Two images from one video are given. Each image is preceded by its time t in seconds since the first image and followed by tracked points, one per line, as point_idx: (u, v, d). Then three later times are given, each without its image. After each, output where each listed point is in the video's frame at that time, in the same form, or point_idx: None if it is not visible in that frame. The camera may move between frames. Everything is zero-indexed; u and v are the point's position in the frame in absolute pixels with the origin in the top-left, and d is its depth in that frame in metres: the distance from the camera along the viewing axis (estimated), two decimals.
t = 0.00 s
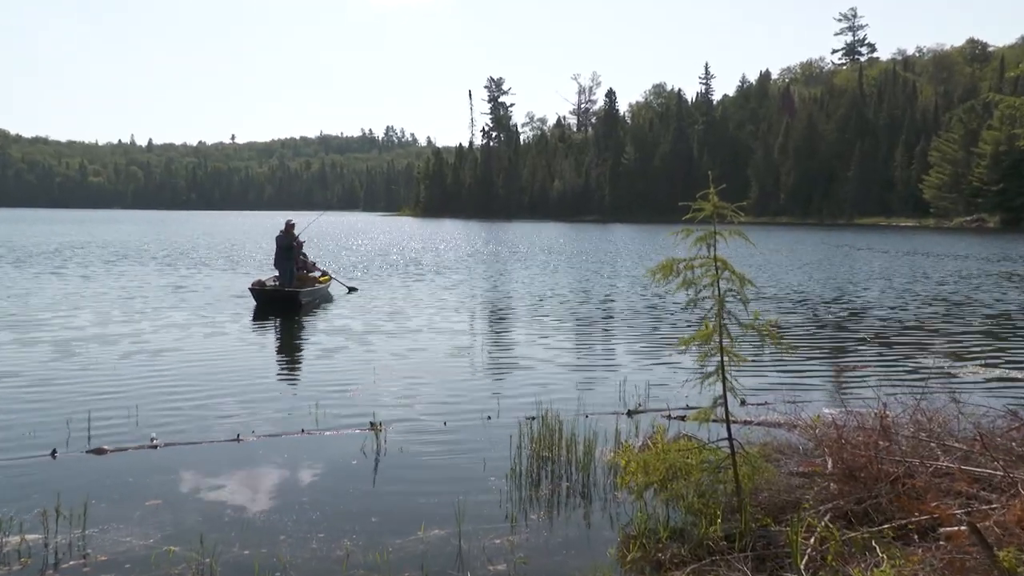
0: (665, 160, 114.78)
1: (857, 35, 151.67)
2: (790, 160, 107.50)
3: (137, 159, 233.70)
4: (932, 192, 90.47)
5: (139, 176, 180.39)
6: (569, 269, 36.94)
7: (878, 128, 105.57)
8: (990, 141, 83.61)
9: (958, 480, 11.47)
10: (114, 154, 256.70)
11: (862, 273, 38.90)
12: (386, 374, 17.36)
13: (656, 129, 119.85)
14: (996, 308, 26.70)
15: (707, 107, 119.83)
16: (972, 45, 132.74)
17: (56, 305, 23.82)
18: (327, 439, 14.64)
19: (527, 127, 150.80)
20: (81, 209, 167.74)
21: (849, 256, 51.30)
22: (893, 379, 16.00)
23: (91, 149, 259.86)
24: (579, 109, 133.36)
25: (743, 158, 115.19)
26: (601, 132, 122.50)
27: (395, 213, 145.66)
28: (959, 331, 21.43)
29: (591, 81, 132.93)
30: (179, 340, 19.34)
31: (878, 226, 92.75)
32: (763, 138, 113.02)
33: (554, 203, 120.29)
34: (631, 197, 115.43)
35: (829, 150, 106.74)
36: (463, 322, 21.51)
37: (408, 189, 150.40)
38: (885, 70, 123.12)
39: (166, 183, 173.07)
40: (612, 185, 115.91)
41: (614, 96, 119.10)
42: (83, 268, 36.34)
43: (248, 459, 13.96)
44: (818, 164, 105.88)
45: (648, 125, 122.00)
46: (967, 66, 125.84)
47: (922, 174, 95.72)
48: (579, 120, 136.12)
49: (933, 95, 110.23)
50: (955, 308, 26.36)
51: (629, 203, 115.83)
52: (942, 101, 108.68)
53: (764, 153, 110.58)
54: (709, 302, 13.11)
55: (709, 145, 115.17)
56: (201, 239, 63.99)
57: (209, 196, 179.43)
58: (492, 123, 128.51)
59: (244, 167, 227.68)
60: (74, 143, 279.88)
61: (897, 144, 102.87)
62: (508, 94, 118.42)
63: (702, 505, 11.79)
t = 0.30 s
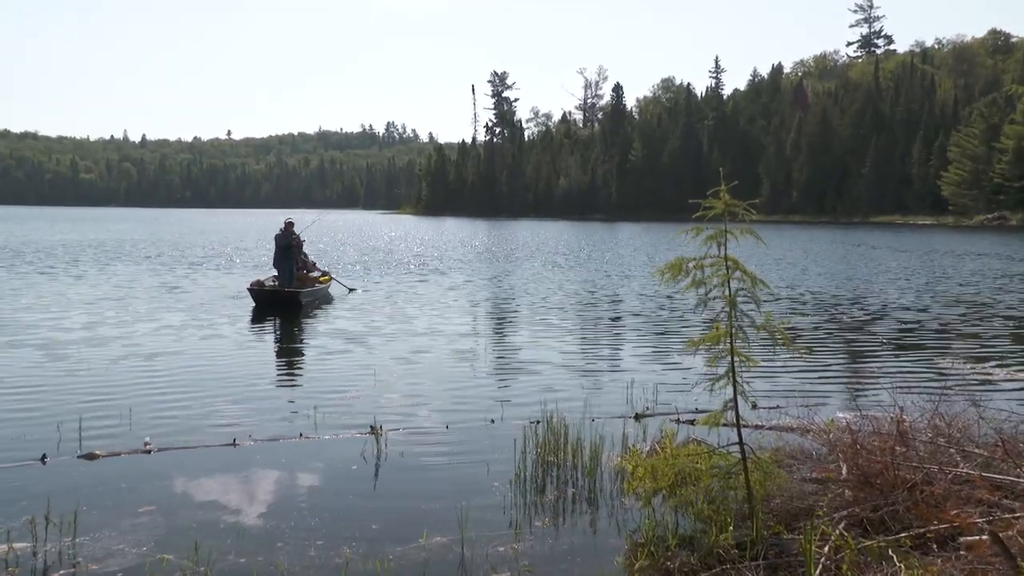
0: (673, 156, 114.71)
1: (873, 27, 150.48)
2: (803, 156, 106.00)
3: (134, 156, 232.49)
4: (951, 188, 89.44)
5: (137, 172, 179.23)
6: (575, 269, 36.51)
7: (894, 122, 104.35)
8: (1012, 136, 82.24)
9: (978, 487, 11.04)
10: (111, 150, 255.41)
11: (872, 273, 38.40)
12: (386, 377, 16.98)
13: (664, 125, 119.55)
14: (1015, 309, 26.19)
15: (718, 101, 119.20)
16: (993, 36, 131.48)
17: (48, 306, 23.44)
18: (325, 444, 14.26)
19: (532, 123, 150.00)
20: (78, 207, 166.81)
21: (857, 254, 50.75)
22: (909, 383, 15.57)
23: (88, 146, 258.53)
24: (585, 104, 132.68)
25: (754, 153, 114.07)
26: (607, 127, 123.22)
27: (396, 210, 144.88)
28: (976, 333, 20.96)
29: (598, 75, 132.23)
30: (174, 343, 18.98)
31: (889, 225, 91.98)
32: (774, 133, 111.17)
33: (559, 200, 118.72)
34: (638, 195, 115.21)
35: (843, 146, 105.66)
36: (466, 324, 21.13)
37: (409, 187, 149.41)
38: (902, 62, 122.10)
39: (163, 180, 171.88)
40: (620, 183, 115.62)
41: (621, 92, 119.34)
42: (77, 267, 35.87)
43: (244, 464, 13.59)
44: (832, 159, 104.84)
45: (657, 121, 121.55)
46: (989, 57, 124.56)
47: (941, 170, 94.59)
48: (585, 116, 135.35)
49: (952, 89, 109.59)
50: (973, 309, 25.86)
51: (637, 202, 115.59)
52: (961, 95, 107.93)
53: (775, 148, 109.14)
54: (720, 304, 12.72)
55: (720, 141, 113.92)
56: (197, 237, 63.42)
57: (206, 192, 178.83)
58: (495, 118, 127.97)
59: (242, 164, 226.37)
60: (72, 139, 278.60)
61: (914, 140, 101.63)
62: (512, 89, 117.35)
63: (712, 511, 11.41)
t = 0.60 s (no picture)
0: (682, 152, 114.17)
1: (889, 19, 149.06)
2: (816, 152, 104.79)
3: (131, 153, 231.46)
4: (970, 185, 87.86)
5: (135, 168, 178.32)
6: (582, 270, 35.93)
7: (912, 117, 103.25)
8: None
9: (1001, 495, 10.61)
10: (108, 146, 254.30)
11: (883, 274, 37.83)
12: (387, 380, 16.60)
13: (673, 121, 118.37)
14: None
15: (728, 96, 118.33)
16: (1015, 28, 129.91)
17: (41, 307, 23.03)
18: (323, 448, 13.88)
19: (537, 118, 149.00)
20: (74, 205, 165.87)
21: (867, 253, 50.14)
22: (926, 387, 15.10)
23: (86, 143, 257.32)
24: (592, 99, 132.09)
25: (765, 148, 112.65)
26: (614, 123, 121.80)
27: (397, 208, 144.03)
28: (995, 336, 20.49)
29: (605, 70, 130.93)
30: (170, 345, 18.60)
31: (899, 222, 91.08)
32: (787, 129, 110.22)
33: (563, 197, 117.77)
34: (647, 192, 113.58)
35: (858, 140, 104.50)
36: (470, 326, 20.71)
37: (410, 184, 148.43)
38: (920, 56, 120.86)
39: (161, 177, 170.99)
40: (627, 181, 114.44)
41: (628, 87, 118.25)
42: (71, 267, 35.39)
43: (240, 468, 13.21)
44: (847, 154, 103.53)
45: (665, 117, 120.54)
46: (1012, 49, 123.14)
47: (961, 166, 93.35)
48: (590, 112, 134.69)
49: (972, 82, 108.02)
50: (993, 312, 25.30)
51: (645, 199, 114.14)
52: (982, 88, 106.46)
53: (787, 144, 107.76)
54: (729, 304, 12.35)
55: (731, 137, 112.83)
56: (195, 236, 62.79)
57: (200, 189, 178.13)
58: (499, 113, 126.78)
59: (239, 161, 225.16)
60: (69, 136, 277.20)
61: (932, 136, 100.79)
62: (515, 83, 117.27)
63: (721, 518, 11.01)
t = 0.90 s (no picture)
0: (690, 147, 112.26)
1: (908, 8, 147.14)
2: (830, 148, 101.92)
3: (129, 150, 230.61)
4: (992, 181, 85.56)
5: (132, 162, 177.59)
6: (589, 269, 35.40)
7: (930, 112, 100.38)
8: None
9: None
10: (104, 142, 253.41)
11: (892, 273, 37.29)
12: (388, 383, 16.23)
13: (682, 115, 116.67)
14: None
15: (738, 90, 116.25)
16: None
17: (33, 308, 22.61)
18: (322, 452, 13.52)
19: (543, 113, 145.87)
20: (71, 201, 165.10)
21: (873, 252, 49.56)
22: (943, 392, 14.70)
23: (84, 140, 256.48)
24: (598, 93, 130.25)
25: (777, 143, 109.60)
26: (622, 118, 120.34)
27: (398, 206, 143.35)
28: (1013, 339, 20.03)
29: (612, 62, 127.79)
30: (166, 347, 18.23)
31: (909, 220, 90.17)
32: (799, 123, 107.14)
33: (570, 194, 116.94)
34: (655, 188, 112.39)
35: (873, 136, 101.69)
36: (473, 328, 20.30)
37: (411, 181, 147.64)
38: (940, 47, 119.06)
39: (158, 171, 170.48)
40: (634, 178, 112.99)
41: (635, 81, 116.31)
42: (66, 266, 34.98)
43: (237, 473, 12.85)
44: (862, 150, 100.67)
45: (673, 111, 118.60)
46: None
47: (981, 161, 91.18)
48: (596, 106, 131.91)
49: (993, 74, 105.44)
50: (1012, 313, 24.79)
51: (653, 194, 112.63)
52: (1003, 80, 104.06)
53: (799, 138, 105.15)
54: (740, 304, 12.00)
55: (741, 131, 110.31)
56: (193, 234, 62.29)
57: (195, 185, 177.14)
58: (502, 108, 125.07)
59: (235, 157, 224.26)
60: (67, 131, 276.05)
61: (952, 130, 97.87)
62: (519, 77, 116.53)
63: (732, 525, 10.61)
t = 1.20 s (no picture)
0: (700, 144, 111.11)
1: None
2: (845, 143, 101.27)
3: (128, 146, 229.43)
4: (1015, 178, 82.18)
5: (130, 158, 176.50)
6: (597, 270, 34.88)
7: (950, 106, 99.66)
8: None
9: None
10: (103, 137, 252.23)
11: (904, 274, 36.83)
12: (391, 387, 15.84)
13: (692, 110, 115.89)
14: None
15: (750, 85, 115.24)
16: None
17: (26, 310, 22.17)
18: (323, 458, 13.11)
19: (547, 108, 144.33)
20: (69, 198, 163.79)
21: (882, 251, 49.05)
22: (962, 397, 14.28)
23: (82, 135, 255.14)
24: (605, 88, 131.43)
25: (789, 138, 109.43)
26: (630, 113, 119.43)
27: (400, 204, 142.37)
28: None
29: (619, 55, 127.05)
30: (162, 350, 17.82)
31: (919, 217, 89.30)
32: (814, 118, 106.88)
33: (577, 192, 115.21)
34: (666, 185, 111.39)
35: (890, 130, 101.17)
36: (477, 331, 19.90)
37: (412, 178, 146.70)
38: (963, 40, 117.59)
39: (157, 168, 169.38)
40: (643, 177, 112.22)
41: (644, 76, 115.45)
42: (62, 266, 34.53)
43: (233, 480, 12.47)
44: (879, 145, 100.36)
45: (683, 105, 117.78)
46: None
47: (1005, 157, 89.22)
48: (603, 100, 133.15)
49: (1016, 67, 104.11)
50: None
51: (662, 192, 111.84)
52: None
53: (813, 134, 104.42)
54: (754, 306, 11.68)
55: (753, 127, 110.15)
56: (192, 234, 61.70)
57: (190, 182, 176.27)
58: (507, 103, 124.06)
59: (230, 154, 223.03)
60: (65, 127, 274.70)
61: (973, 124, 96.73)
62: (524, 70, 116.03)
63: (744, 533, 10.24)
